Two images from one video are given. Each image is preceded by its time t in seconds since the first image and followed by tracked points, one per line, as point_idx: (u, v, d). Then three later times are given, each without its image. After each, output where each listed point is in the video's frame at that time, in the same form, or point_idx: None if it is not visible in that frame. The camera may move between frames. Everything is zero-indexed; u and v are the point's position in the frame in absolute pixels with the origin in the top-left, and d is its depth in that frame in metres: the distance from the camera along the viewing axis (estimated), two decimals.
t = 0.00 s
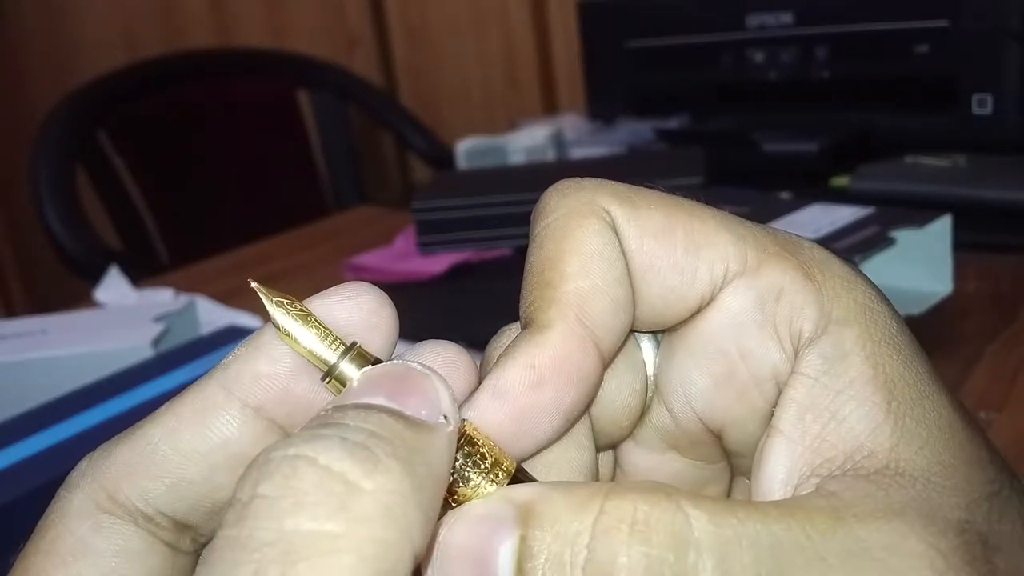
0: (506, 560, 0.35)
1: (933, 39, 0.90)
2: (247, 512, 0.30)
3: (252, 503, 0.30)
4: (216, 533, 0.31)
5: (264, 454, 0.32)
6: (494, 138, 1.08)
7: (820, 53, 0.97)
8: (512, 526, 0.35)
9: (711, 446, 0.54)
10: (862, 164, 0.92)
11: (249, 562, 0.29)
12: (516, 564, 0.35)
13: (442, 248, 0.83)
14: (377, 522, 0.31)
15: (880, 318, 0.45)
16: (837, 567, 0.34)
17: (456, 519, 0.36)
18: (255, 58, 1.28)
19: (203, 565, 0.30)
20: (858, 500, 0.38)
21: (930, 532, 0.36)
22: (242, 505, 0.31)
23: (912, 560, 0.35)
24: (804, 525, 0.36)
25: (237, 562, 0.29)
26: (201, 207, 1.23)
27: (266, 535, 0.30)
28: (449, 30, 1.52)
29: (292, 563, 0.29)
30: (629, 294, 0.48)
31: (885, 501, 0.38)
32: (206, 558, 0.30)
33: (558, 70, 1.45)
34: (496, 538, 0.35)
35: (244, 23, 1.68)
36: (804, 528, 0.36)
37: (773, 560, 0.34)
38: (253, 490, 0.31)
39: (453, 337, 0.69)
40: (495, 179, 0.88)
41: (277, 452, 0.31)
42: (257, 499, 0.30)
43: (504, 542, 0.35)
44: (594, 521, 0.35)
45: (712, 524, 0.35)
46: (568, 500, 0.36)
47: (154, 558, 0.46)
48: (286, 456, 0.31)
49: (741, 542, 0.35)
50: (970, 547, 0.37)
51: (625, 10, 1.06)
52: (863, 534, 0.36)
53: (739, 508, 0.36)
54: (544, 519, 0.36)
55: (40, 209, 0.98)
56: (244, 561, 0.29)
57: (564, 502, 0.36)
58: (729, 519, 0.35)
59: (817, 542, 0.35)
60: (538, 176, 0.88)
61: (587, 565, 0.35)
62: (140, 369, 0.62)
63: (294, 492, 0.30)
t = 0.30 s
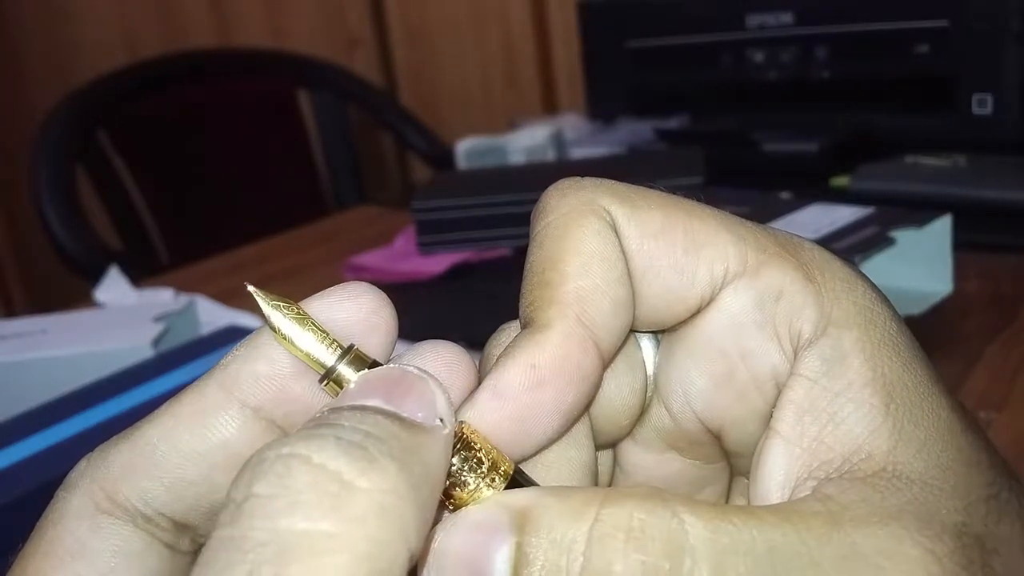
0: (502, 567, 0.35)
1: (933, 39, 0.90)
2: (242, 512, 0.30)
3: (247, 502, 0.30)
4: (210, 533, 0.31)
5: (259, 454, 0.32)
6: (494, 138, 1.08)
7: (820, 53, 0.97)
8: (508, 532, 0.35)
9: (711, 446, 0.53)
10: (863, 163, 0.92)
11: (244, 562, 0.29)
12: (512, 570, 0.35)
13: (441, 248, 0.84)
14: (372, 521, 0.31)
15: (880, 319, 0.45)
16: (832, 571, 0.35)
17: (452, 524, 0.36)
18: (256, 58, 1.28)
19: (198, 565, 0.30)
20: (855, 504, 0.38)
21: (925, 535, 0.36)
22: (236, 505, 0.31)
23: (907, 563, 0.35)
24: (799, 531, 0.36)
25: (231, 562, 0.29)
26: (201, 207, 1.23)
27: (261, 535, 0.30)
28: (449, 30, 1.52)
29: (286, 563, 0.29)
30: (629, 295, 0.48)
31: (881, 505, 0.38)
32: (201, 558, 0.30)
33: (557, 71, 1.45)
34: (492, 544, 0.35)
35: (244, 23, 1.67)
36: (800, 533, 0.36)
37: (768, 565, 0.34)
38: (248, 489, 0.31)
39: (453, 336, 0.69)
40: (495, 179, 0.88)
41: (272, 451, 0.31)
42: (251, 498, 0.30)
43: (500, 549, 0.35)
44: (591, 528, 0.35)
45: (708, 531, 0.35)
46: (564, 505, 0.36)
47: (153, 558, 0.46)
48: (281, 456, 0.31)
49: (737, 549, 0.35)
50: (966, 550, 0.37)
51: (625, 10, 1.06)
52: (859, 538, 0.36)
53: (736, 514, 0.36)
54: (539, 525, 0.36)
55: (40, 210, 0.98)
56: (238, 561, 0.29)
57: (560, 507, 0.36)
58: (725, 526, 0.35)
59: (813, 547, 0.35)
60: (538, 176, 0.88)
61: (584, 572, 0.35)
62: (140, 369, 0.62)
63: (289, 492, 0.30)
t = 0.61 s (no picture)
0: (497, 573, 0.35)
1: (934, 39, 0.89)
2: (235, 511, 0.30)
3: (240, 501, 0.30)
4: (203, 533, 0.31)
5: (252, 453, 0.32)
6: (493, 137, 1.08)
7: (820, 53, 0.96)
8: (503, 539, 0.35)
9: (711, 446, 0.53)
10: (863, 163, 0.92)
11: (237, 562, 0.29)
12: None
13: (441, 249, 0.84)
14: (366, 521, 0.31)
15: (880, 321, 0.45)
16: None
17: (448, 528, 0.36)
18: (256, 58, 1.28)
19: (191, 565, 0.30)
20: (851, 509, 0.38)
21: (920, 541, 0.37)
22: (229, 505, 0.30)
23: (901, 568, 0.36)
24: (794, 536, 0.36)
25: (224, 562, 0.29)
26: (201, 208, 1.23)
27: (254, 535, 0.30)
28: (449, 31, 1.52)
29: (279, 564, 0.29)
30: (630, 295, 0.48)
31: (877, 510, 0.38)
32: (193, 559, 0.30)
33: (557, 71, 1.45)
34: (488, 550, 0.35)
35: (244, 23, 1.68)
36: (795, 539, 0.36)
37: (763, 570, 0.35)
38: (241, 489, 0.30)
39: (453, 336, 0.69)
40: (495, 179, 0.88)
41: (265, 450, 0.31)
42: (244, 497, 0.30)
43: (495, 555, 0.35)
44: (587, 535, 0.35)
45: (704, 538, 0.35)
46: (561, 511, 0.36)
47: (152, 558, 0.46)
48: (274, 454, 0.31)
49: (734, 555, 0.35)
50: (963, 555, 0.37)
51: (625, 9, 1.06)
52: (854, 543, 0.36)
53: (731, 519, 0.36)
54: (535, 532, 0.35)
55: (40, 209, 0.98)
56: (231, 561, 0.29)
57: (557, 513, 0.36)
58: (720, 532, 0.35)
59: (807, 553, 0.35)
60: (537, 176, 0.88)
61: None
62: (140, 369, 0.62)
63: (282, 491, 0.30)
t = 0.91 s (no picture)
0: None
1: (934, 39, 0.89)
2: (233, 511, 0.30)
3: (238, 501, 0.30)
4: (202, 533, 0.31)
5: (250, 453, 0.32)
6: (493, 137, 1.08)
7: (819, 53, 0.96)
8: (503, 541, 0.35)
9: (711, 446, 0.53)
10: (863, 163, 0.92)
11: (234, 562, 0.29)
12: None
13: (441, 249, 0.84)
14: (364, 520, 0.31)
15: (880, 322, 0.45)
16: None
17: (447, 531, 0.36)
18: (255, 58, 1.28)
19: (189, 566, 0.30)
20: (850, 510, 0.38)
21: (919, 542, 0.37)
22: (227, 504, 0.31)
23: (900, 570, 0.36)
24: (794, 538, 0.36)
25: (221, 562, 0.29)
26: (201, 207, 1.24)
27: (252, 534, 0.30)
28: (449, 31, 1.52)
29: (277, 563, 0.29)
30: (630, 296, 0.48)
31: (876, 512, 0.38)
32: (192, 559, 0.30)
33: (557, 71, 1.45)
34: (486, 553, 0.35)
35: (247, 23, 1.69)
36: (794, 541, 0.36)
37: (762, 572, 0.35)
38: (239, 488, 0.31)
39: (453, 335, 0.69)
40: (494, 179, 0.88)
41: (263, 449, 0.31)
42: (242, 497, 0.30)
43: (494, 558, 0.35)
44: (585, 539, 0.35)
45: (703, 541, 0.35)
46: (558, 515, 0.36)
47: (152, 558, 0.46)
48: (272, 454, 0.31)
49: (732, 558, 0.35)
50: (963, 556, 0.37)
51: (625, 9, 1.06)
52: (853, 545, 0.36)
53: (730, 521, 0.36)
54: (534, 534, 0.36)
55: (40, 210, 0.98)
56: (229, 561, 0.29)
57: (554, 517, 0.36)
58: (719, 533, 0.35)
59: (807, 556, 0.35)
60: (537, 176, 0.88)
61: None
62: (141, 369, 0.62)
63: (280, 491, 0.30)
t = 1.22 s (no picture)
0: (510, 555, 0.35)
1: (934, 39, 0.89)
2: (253, 512, 0.30)
3: (257, 504, 0.30)
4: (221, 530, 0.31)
5: (269, 454, 0.32)
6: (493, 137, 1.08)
7: (819, 53, 0.96)
8: (515, 518, 0.35)
9: (716, 446, 0.53)
10: (863, 163, 0.92)
11: (254, 563, 0.29)
12: (520, 555, 0.34)
13: (441, 249, 0.83)
14: (381, 524, 0.31)
15: (882, 316, 0.45)
16: (842, 559, 0.34)
17: (459, 513, 0.36)
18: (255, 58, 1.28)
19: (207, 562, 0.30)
20: (864, 496, 0.37)
21: (936, 526, 0.37)
22: (246, 505, 0.31)
23: (916, 553, 0.35)
24: (809, 517, 0.36)
25: (240, 562, 0.29)
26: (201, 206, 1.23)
27: (272, 536, 0.30)
28: (449, 31, 1.52)
29: (297, 566, 0.29)
30: (629, 299, 0.48)
31: (889, 495, 0.38)
32: (211, 557, 0.30)
33: (557, 71, 1.45)
34: (499, 531, 0.35)
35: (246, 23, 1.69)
36: (808, 519, 0.35)
37: (777, 550, 0.34)
38: (259, 491, 0.31)
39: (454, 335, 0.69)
40: (496, 179, 0.88)
41: (282, 453, 0.31)
42: (261, 500, 0.30)
43: (508, 534, 0.35)
44: (599, 511, 0.35)
45: (719, 512, 0.35)
46: (571, 491, 0.35)
47: (153, 559, 0.46)
48: (291, 457, 0.31)
49: (747, 530, 0.35)
50: (972, 545, 0.37)
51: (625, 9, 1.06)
52: (869, 527, 0.36)
53: (745, 499, 0.36)
54: (547, 510, 0.35)
55: (40, 209, 0.98)
56: (248, 563, 0.29)
57: (567, 493, 0.35)
58: (734, 508, 0.35)
59: (821, 533, 0.35)
60: (538, 176, 0.88)
61: (594, 556, 0.34)
62: (141, 369, 0.62)
63: (299, 494, 0.30)
